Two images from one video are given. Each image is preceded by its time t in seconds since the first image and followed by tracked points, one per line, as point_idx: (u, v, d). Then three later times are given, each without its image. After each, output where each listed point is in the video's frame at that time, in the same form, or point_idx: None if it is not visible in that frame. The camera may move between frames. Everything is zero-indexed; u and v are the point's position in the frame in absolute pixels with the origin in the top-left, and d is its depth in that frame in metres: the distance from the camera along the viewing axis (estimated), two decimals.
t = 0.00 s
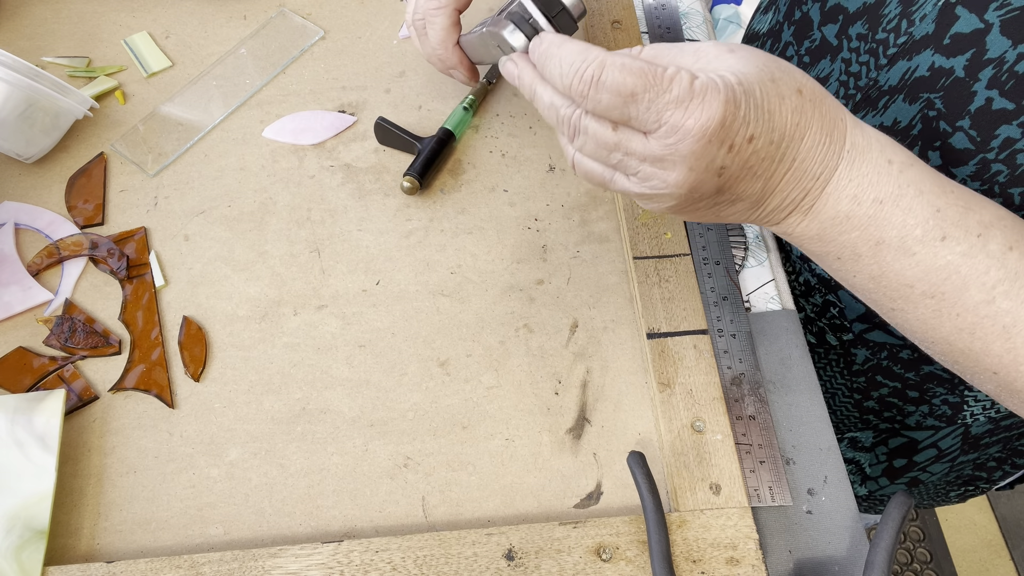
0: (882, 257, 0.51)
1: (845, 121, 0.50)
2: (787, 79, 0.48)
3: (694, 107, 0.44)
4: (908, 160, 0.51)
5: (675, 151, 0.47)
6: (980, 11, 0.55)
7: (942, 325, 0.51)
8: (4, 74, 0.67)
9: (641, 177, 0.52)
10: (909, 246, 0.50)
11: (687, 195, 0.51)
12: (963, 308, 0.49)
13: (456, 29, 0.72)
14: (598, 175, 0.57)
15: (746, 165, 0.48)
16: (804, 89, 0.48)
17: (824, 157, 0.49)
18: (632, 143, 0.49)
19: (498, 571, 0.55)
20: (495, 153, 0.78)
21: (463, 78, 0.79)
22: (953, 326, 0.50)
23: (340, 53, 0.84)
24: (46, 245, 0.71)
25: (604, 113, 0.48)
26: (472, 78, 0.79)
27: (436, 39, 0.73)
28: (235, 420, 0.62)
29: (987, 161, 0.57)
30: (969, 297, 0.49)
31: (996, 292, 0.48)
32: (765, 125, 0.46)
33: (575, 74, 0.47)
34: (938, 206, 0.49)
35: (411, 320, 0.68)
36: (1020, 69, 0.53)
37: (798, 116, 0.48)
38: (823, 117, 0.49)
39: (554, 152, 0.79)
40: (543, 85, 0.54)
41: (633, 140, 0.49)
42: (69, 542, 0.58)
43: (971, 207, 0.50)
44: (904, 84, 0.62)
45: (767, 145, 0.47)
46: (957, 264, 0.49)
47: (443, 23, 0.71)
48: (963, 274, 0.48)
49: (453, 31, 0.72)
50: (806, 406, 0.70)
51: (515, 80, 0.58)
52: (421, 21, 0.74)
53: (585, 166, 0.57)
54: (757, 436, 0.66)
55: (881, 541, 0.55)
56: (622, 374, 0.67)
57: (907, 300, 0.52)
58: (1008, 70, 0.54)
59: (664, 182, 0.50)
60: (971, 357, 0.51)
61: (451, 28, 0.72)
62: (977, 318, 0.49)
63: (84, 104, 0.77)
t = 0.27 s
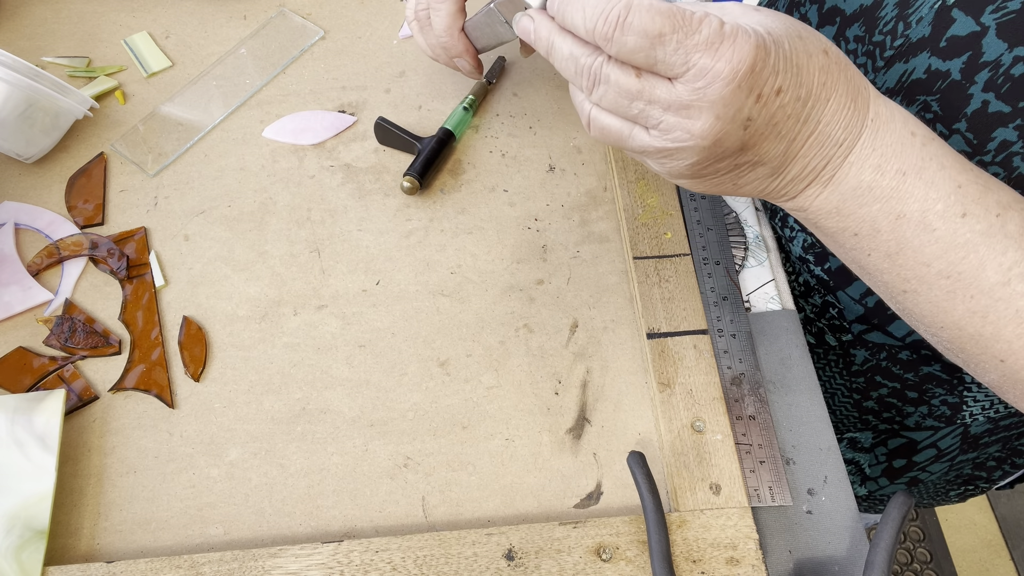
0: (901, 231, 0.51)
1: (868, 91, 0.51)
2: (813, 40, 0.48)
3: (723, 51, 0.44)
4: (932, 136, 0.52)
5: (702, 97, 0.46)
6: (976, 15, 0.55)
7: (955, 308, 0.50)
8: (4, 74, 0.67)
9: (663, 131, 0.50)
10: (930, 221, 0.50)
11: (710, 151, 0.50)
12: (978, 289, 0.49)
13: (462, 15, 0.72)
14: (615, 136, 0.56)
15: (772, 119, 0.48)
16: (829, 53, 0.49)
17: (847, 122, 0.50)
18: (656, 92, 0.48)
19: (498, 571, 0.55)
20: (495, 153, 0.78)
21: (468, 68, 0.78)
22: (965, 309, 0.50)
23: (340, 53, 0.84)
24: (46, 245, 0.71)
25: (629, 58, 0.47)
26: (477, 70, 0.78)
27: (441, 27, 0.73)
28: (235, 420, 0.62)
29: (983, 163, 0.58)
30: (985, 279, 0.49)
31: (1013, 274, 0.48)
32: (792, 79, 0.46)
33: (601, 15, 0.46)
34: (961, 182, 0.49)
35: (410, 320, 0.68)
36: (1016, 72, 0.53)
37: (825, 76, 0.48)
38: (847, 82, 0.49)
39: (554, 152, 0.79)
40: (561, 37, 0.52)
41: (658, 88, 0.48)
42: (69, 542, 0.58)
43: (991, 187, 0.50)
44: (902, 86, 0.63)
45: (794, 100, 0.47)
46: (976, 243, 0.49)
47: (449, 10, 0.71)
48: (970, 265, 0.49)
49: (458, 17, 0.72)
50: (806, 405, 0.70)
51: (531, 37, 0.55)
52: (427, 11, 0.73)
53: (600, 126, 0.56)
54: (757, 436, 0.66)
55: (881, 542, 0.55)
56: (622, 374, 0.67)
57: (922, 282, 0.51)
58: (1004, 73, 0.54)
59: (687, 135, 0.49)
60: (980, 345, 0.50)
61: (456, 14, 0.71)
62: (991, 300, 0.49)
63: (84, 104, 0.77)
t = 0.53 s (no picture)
0: (899, 231, 0.51)
1: (865, 91, 0.51)
2: (809, 40, 0.48)
3: (718, 49, 0.44)
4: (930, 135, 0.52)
5: (697, 96, 0.46)
6: (974, 15, 0.55)
7: (953, 308, 0.50)
8: (5, 74, 0.67)
9: (659, 129, 0.50)
10: (927, 221, 0.50)
11: (706, 149, 0.50)
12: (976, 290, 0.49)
13: (462, 15, 0.72)
14: (612, 135, 0.56)
15: (768, 118, 0.48)
16: (826, 51, 0.49)
17: (845, 121, 0.50)
18: (652, 91, 0.48)
19: (498, 570, 0.55)
20: (495, 153, 0.78)
21: (469, 66, 0.78)
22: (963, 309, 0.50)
23: (340, 53, 0.84)
24: (46, 245, 0.71)
25: (624, 57, 0.47)
26: (477, 68, 0.78)
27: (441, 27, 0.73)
28: (235, 420, 0.62)
29: (982, 163, 0.58)
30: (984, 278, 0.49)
31: (1011, 275, 0.48)
32: (788, 78, 0.46)
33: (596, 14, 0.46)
34: (959, 182, 0.50)
35: (411, 320, 0.68)
36: (1014, 72, 0.53)
37: (821, 74, 0.48)
38: (844, 80, 0.49)
39: (554, 152, 0.79)
40: (558, 37, 0.52)
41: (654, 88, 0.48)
42: (69, 542, 0.58)
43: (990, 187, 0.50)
44: (900, 87, 0.63)
45: (789, 99, 0.47)
46: (974, 243, 0.49)
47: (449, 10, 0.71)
48: (970, 264, 0.49)
49: (458, 16, 0.72)
50: (806, 405, 0.70)
51: (528, 37, 0.55)
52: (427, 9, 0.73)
53: (598, 125, 0.56)
54: (757, 436, 0.66)
55: (881, 541, 0.55)
56: (622, 374, 0.67)
57: (920, 282, 0.51)
58: (1002, 73, 0.54)
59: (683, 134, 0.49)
60: (978, 346, 0.50)
61: (456, 13, 0.71)
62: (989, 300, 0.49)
63: (84, 104, 0.77)
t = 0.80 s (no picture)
0: (898, 231, 0.51)
1: (864, 91, 0.51)
2: (806, 40, 0.48)
3: (715, 49, 0.44)
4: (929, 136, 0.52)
5: (694, 96, 0.46)
6: (973, 15, 0.55)
7: (952, 308, 0.50)
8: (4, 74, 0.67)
9: (658, 129, 0.50)
10: (926, 222, 0.50)
11: (703, 149, 0.50)
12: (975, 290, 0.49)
13: (463, 16, 0.72)
14: (612, 136, 0.56)
15: (765, 118, 0.48)
16: (824, 51, 0.49)
17: (843, 121, 0.50)
18: (650, 91, 0.48)
19: (498, 570, 0.55)
20: (495, 153, 0.78)
21: (469, 67, 0.78)
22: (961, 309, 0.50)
23: (340, 53, 0.84)
24: (46, 245, 0.71)
25: (621, 57, 0.47)
26: (478, 69, 0.79)
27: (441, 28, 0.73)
28: (235, 420, 0.62)
29: (981, 163, 0.58)
30: (984, 279, 0.49)
31: (1010, 275, 0.48)
32: (785, 78, 0.46)
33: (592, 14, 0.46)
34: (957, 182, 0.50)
35: (411, 320, 0.68)
36: (1012, 73, 0.53)
37: (819, 74, 0.48)
38: (842, 80, 0.49)
39: (554, 152, 0.79)
40: (556, 38, 0.52)
41: (652, 87, 0.48)
42: (69, 542, 0.58)
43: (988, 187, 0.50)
44: (899, 87, 0.63)
45: (787, 99, 0.47)
46: (973, 242, 0.49)
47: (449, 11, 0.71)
48: (971, 262, 0.49)
49: (459, 19, 0.72)
50: (806, 405, 0.70)
51: (526, 38, 0.55)
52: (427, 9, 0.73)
53: (596, 125, 0.56)
54: (757, 436, 0.66)
55: (881, 541, 0.55)
56: (622, 374, 0.67)
57: (919, 283, 0.52)
58: (1001, 73, 0.54)
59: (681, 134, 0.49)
60: (977, 346, 0.50)
61: (457, 15, 0.71)
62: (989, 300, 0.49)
63: (84, 104, 0.77)
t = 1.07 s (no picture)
0: (896, 232, 0.51)
1: (862, 92, 0.51)
2: (803, 41, 0.48)
3: (710, 50, 0.44)
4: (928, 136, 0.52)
5: (691, 96, 0.46)
6: (972, 15, 0.55)
7: (951, 308, 0.50)
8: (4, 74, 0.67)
9: (655, 130, 0.50)
10: (924, 222, 0.50)
11: (700, 150, 0.50)
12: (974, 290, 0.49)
13: (462, 16, 0.72)
14: (610, 138, 0.56)
15: (761, 119, 0.48)
16: (820, 51, 0.49)
17: (840, 121, 0.50)
18: (647, 91, 0.48)
19: (498, 570, 0.55)
20: (495, 153, 0.78)
21: (468, 67, 0.78)
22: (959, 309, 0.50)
23: (340, 53, 0.84)
24: (46, 245, 0.71)
25: (617, 59, 0.47)
26: (477, 68, 0.78)
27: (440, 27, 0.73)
28: (235, 420, 0.62)
29: (980, 163, 0.58)
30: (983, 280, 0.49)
31: (1009, 275, 0.48)
32: (782, 78, 0.46)
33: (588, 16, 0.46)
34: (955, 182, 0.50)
35: (411, 320, 0.68)
36: (1011, 72, 0.53)
37: (816, 74, 0.48)
38: (839, 81, 0.49)
39: (554, 152, 0.79)
40: (554, 41, 0.52)
41: (649, 88, 0.48)
42: (69, 542, 0.58)
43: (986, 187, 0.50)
44: (899, 87, 0.63)
45: (784, 99, 0.47)
46: (972, 243, 0.49)
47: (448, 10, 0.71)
48: (970, 262, 0.49)
49: (458, 18, 0.72)
50: (806, 405, 0.70)
51: (525, 41, 0.56)
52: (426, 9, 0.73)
53: (594, 127, 0.56)
54: (757, 436, 0.66)
55: (881, 541, 0.55)
56: (622, 374, 0.67)
57: (918, 282, 0.52)
58: (1000, 73, 0.54)
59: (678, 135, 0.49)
60: (977, 346, 0.50)
61: (456, 14, 0.71)
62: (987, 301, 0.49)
63: (84, 104, 0.77)
